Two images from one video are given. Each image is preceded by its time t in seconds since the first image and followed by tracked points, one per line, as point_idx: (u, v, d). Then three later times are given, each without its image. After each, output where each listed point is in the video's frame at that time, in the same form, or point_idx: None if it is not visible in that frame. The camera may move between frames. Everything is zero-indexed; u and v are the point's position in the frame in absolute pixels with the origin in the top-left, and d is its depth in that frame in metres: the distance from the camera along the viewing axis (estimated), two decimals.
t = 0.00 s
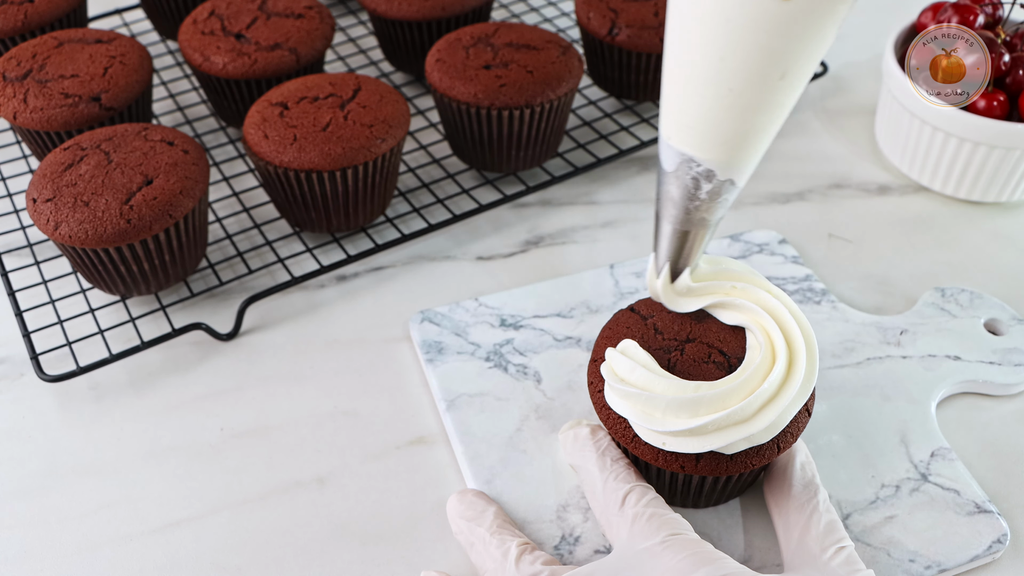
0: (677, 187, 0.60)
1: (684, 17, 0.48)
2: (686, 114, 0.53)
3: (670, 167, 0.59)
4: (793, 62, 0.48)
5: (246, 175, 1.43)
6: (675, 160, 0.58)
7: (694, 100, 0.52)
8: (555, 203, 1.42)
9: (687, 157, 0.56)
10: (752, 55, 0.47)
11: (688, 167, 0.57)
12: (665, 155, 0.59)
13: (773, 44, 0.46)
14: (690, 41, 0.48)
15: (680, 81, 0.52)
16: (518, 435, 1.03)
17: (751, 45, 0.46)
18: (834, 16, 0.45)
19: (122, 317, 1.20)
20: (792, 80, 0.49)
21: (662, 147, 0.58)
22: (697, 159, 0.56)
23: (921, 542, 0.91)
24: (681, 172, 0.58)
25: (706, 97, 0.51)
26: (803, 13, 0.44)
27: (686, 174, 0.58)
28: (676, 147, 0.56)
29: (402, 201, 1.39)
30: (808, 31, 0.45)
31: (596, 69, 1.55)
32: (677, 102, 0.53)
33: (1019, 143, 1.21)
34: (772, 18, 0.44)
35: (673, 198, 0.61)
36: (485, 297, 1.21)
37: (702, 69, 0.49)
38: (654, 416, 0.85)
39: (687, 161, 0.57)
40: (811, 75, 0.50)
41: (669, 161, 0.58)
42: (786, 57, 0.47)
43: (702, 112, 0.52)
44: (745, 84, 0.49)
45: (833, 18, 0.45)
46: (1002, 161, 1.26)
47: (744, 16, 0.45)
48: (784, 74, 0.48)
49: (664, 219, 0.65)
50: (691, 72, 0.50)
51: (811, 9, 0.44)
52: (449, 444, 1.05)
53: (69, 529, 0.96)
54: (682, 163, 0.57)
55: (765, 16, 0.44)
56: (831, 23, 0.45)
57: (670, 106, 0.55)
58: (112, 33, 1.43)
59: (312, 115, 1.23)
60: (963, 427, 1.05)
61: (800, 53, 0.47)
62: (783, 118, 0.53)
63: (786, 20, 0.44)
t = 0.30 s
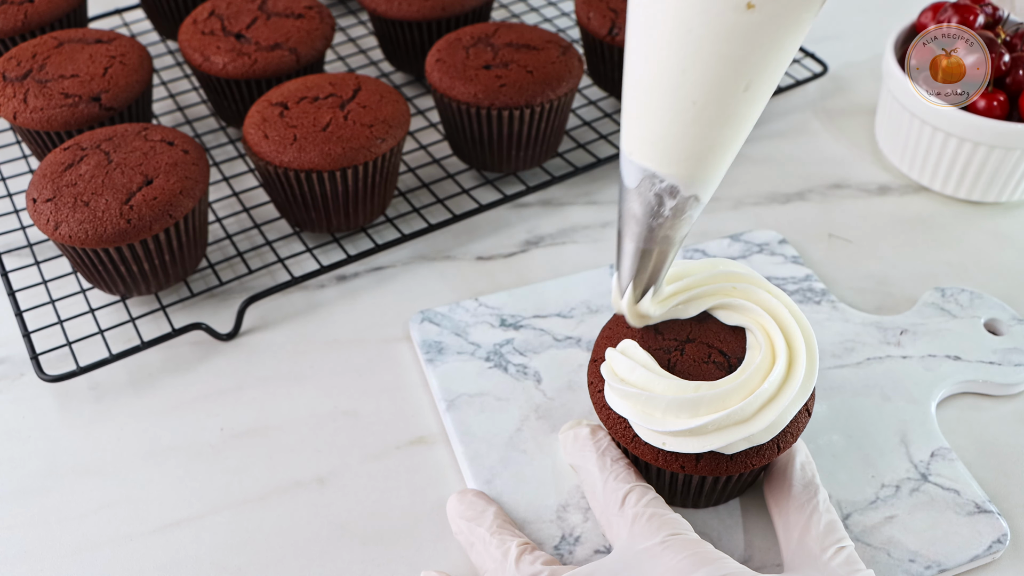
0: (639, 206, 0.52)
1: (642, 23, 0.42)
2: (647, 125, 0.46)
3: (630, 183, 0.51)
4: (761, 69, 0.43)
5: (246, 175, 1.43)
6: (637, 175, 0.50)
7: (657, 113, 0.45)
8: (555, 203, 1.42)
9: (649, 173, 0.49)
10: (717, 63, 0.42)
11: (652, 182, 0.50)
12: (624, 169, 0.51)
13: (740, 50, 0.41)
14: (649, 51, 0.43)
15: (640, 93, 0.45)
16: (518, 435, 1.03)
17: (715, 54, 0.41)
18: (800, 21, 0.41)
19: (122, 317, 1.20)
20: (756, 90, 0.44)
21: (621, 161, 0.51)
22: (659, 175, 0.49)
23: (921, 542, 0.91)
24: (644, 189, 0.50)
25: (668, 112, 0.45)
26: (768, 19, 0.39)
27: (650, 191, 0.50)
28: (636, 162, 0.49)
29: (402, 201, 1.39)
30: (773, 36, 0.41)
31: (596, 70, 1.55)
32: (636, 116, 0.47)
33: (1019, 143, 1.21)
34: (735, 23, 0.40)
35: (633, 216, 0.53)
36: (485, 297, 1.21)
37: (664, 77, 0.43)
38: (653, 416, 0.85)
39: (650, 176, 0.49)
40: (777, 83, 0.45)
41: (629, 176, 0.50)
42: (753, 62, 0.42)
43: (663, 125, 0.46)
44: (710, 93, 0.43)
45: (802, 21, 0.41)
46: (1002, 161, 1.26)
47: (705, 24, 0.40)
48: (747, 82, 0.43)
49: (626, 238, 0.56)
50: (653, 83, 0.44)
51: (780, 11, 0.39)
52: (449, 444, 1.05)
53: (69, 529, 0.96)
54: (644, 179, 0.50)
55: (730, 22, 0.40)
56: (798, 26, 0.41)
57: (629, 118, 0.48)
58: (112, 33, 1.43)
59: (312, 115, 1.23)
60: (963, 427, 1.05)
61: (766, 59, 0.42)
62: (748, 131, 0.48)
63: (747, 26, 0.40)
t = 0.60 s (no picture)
0: (630, 234, 0.54)
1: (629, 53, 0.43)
2: (638, 155, 0.48)
3: (622, 214, 0.53)
4: (756, 92, 0.42)
5: (246, 175, 1.43)
6: (629, 206, 0.52)
7: (647, 140, 0.46)
8: (555, 203, 1.41)
9: (641, 202, 0.51)
10: (708, 89, 0.42)
11: (643, 213, 0.52)
12: (616, 200, 0.53)
13: (732, 75, 0.41)
14: (635, 82, 0.44)
15: (629, 124, 0.46)
16: (518, 435, 1.03)
17: (708, 78, 0.41)
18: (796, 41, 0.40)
19: (122, 317, 1.20)
20: (753, 114, 0.44)
21: (613, 193, 0.53)
22: (652, 205, 0.50)
23: (921, 542, 0.91)
24: (635, 219, 0.52)
25: (657, 138, 0.46)
26: (761, 43, 0.39)
27: (642, 222, 0.52)
28: (628, 192, 0.51)
29: (402, 201, 1.39)
30: (768, 59, 0.40)
31: (596, 70, 1.55)
32: (628, 144, 0.48)
33: (1019, 143, 1.21)
34: (727, 47, 0.39)
35: (627, 243, 0.55)
36: (485, 298, 1.21)
37: (651, 106, 0.44)
38: (653, 416, 0.85)
39: (642, 206, 0.51)
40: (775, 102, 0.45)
41: (621, 206, 0.52)
42: (749, 87, 0.42)
43: (654, 152, 0.47)
44: (703, 120, 0.44)
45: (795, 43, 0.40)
46: (1001, 161, 1.26)
47: (695, 43, 0.40)
48: (745, 105, 0.43)
49: (617, 267, 0.59)
50: (641, 114, 0.45)
51: (773, 36, 0.39)
52: (449, 443, 1.05)
53: (69, 529, 0.96)
54: (636, 209, 0.52)
55: (721, 45, 0.39)
56: (795, 46, 0.40)
57: (619, 148, 0.49)
58: (112, 33, 1.43)
59: (312, 115, 1.24)
60: (963, 427, 1.05)
61: (759, 83, 0.42)
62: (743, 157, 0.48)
63: (744, 49, 0.39)
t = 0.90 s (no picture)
0: (659, 257, 0.44)
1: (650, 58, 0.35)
2: (662, 171, 0.39)
3: (649, 235, 0.43)
4: (799, 103, 0.34)
5: (246, 175, 1.43)
6: (658, 226, 0.42)
7: (671, 155, 0.37)
8: (555, 203, 1.41)
9: (672, 223, 0.41)
10: (743, 106, 0.34)
11: (674, 233, 0.42)
12: (642, 217, 0.43)
13: (769, 88, 0.33)
14: (657, 91, 0.35)
15: (651, 143, 0.38)
16: (518, 435, 1.03)
17: (741, 91, 0.33)
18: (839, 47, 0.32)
19: (122, 317, 1.20)
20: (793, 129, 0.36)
21: (638, 208, 0.43)
22: (684, 224, 0.41)
23: (921, 541, 0.91)
24: (665, 240, 0.42)
25: (685, 157, 0.37)
26: (805, 51, 0.31)
27: (671, 243, 0.42)
28: (657, 210, 0.41)
29: (402, 201, 1.39)
30: (810, 70, 0.33)
31: (596, 70, 1.55)
32: (650, 156, 0.39)
33: (1019, 143, 1.21)
34: (765, 56, 0.32)
35: (653, 267, 0.45)
36: (485, 298, 1.21)
37: (674, 120, 0.36)
38: (653, 417, 0.85)
39: (673, 226, 0.41)
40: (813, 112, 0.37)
41: (647, 225, 0.43)
42: (789, 100, 0.34)
43: (681, 169, 0.38)
44: (738, 133, 0.35)
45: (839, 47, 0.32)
46: (1002, 161, 1.26)
47: (729, 52, 0.32)
48: (786, 119, 0.35)
49: (642, 293, 0.49)
50: (664, 132, 0.37)
51: (818, 46, 0.31)
52: (449, 443, 1.05)
53: (69, 529, 0.96)
54: (666, 229, 0.42)
55: (758, 56, 0.32)
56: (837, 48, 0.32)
57: (642, 163, 0.40)
58: (112, 33, 1.43)
59: (312, 115, 1.23)
60: (963, 427, 1.05)
61: (799, 96, 0.34)
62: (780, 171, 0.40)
63: (784, 62, 0.32)
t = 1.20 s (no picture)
0: (705, 268, 0.44)
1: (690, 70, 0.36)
2: (706, 182, 0.39)
3: (696, 246, 0.43)
4: (844, 111, 0.35)
5: (246, 175, 1.43)
6: (704, 237, 0.42)
7: (717, 165, 0.38)
8: (555, 203, 1.41)
9: (719, 233, 0.41)
10: (789, 115, 0.35)
11: (722, 244, 0.42)
12: (687, 228, 0.43)
13: (814, 96, 0.34)
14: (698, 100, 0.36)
15: (696, 149, 0.38)
16: (518, 435, 1.03)
17: (788, 100, 0.34)
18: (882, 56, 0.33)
19: (122, 317, 1.20)
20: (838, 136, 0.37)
21: (683, 219, 0.43)
22: (732, 234, 0.41)
23: (921, 541, 0.91)
24: (712, 251, 0.42)
25: (730, 164, 0.37)
26: (850, 60, 0.32)
27: (719, 254, 0.43)
28: (703, 221, 0.41)
29: (402, 201, 1.39)
30: (856, 77, 0.34)
31: (596, 69, 1.55)
32: (693, 167, 0.39)
33: (1019, 143, 1.21)
34: (812, 65, 0.33)
35: (698, 279, 0.45)
36: (485, 298, 1.21)
37: (718, 129, 0.36)
38: (653, 417, 0.85)
39: (720, 236, 0.41)
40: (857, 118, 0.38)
41: (693, 236, 0.43)
42: (833, 110, 0.35)
43: (726, 180, 0.38)
44: (784, 142, 0.36)
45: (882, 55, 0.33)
46: (1002, 160, 1.26)
47: (776, 60, 0.33)
48: (832, 125, 0.35)
49: (688, 304, 0.49)
50: (709, 141, 0.37)
51: (863, 54, 0.32)
52: (449, 443, 1.05)
53: (69, 529, 0.96)
54: (713, 240, 0.42)
55: (804, 66, 0.33)
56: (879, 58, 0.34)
57: (686, 172, 0.41)
58: (112, 33, 1.43)
59: (312, 115, 1.23)
60: (963, 427, 1.05)
61: (844, 104, 0.35)
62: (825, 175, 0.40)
63: (831, 70, 0.33)
